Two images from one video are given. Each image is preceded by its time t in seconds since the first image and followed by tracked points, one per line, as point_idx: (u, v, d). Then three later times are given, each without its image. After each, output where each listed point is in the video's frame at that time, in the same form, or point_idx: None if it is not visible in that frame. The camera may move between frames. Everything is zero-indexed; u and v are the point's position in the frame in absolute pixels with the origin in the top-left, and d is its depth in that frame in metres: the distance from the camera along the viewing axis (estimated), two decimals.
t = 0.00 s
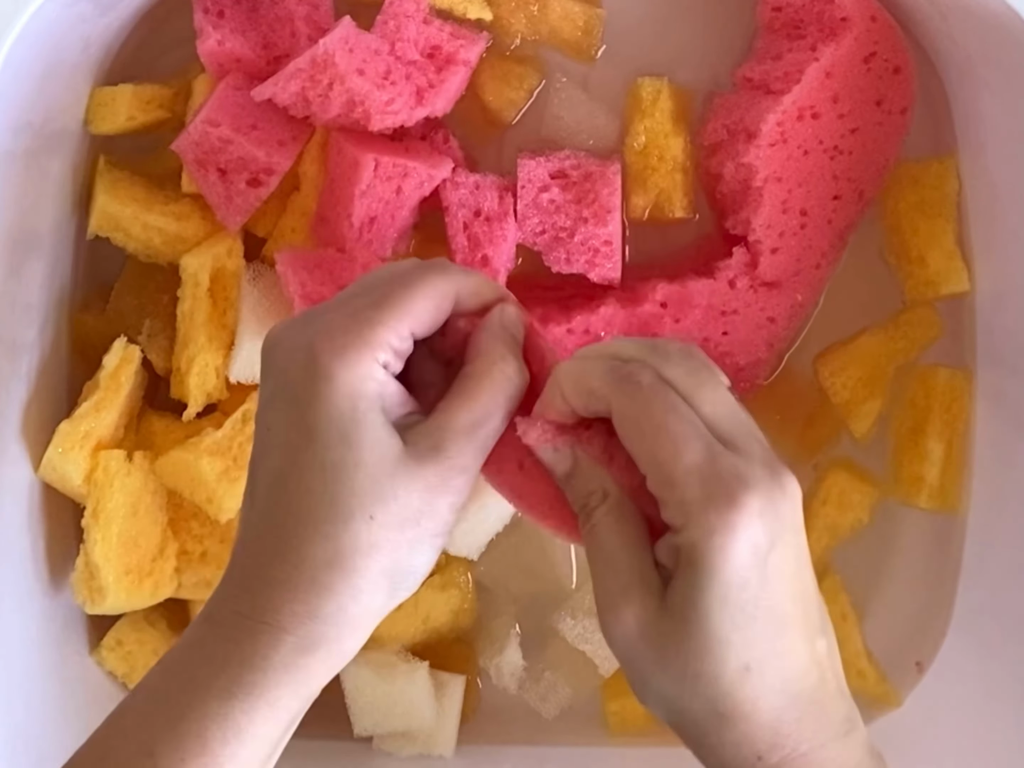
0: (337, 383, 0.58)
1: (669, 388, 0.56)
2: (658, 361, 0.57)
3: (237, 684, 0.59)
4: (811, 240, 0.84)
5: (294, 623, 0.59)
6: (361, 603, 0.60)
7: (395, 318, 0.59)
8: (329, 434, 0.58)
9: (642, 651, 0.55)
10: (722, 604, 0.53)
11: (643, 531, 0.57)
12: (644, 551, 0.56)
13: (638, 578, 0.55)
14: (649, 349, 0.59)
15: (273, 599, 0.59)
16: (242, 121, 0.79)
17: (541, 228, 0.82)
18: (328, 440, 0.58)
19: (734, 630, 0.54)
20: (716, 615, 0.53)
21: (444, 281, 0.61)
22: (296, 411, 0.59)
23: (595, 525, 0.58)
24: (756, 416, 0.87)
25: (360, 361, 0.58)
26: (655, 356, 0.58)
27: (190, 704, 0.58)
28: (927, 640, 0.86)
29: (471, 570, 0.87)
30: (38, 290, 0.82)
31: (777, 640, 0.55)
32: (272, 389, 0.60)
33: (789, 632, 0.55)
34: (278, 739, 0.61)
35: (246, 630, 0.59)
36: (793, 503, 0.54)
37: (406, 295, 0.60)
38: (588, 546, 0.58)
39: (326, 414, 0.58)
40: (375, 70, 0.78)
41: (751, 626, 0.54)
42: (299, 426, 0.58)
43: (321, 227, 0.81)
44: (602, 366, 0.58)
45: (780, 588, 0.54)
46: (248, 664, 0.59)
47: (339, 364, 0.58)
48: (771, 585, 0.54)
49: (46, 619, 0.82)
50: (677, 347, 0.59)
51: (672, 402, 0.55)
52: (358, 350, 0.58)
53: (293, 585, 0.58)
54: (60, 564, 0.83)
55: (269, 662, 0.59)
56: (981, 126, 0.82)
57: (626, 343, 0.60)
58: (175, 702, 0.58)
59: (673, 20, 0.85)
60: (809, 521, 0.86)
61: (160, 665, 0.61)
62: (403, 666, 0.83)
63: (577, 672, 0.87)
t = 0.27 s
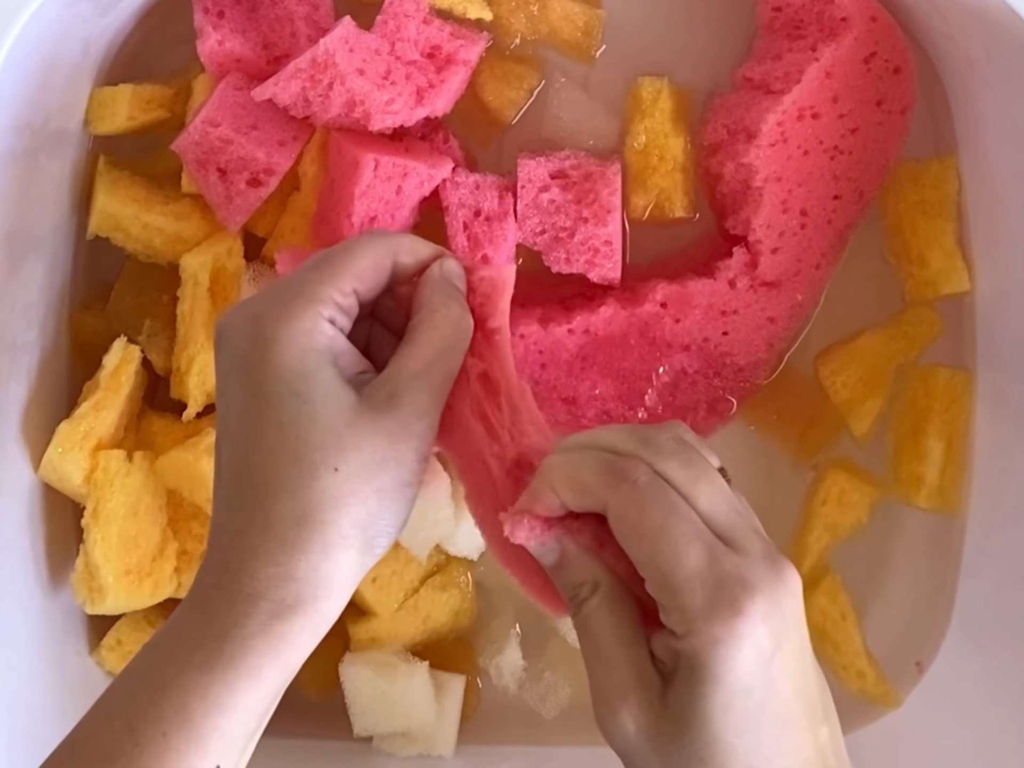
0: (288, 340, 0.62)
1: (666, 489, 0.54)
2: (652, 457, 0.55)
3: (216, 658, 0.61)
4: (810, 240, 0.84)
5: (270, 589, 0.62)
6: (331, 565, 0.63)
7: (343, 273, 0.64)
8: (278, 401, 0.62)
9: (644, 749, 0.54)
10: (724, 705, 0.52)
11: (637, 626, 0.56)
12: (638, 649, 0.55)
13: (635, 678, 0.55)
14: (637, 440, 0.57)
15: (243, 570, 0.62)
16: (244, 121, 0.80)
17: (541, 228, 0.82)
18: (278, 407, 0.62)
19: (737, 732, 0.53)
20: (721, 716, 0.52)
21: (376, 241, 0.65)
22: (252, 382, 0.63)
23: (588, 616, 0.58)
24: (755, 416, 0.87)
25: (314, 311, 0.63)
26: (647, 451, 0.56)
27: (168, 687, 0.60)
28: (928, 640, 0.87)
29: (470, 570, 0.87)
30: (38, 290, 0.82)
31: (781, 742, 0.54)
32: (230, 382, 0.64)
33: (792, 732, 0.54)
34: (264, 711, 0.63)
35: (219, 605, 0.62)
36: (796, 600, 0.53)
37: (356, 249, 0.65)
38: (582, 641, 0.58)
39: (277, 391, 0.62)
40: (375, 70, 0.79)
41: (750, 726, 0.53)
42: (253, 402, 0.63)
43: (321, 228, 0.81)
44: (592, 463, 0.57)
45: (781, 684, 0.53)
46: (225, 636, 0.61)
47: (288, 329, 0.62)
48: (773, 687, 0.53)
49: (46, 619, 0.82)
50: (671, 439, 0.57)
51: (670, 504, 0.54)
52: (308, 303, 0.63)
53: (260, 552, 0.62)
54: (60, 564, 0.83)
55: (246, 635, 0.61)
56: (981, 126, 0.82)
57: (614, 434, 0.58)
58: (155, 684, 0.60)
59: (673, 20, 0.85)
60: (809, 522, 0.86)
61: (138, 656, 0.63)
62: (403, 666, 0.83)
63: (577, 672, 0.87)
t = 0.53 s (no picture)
0: (149, 284, 0.60)
1: (821, 543, 0.64)
2: (811, 507, 0.65)
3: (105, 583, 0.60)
4: (811, 240, 0.84)
5: (149, 532, 0.61)
6: (195, 496, 0.62)
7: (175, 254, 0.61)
8: (149, 313, 0.60)
9: None
10: (871, 751, 0.61)
11: (761, 697, 0.64)
12: (762, 702, 0.64)
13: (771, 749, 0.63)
14: (774, 520, 0.64)
15: (105, 501, 0.60)
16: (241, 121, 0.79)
17: (541, 228, 0.82)
18: (152, 341, 0.60)
19: None
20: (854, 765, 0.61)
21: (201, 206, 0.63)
22: (115, 321, 0.60)
23: (719, 685, 0.65)
24: (754, 416, 0.87)
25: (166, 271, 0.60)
26: (787, 502, 0.66)
27: (53, 611, 0.59)
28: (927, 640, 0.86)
29: (471, 569, 0.87)
30: (38, 290, 0.82)
31: None
32: (83, 316, 0.62)
33: None
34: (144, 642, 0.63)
35: (84, 531, 0.60)
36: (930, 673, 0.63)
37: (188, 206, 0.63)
38: (706, 703, 0.65)
39: (144, 304, 0.60)
40: (375, 70, 0.79)
41: None
42: (125, 332, 0.60)
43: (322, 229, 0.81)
44: (750, 509, 0.65)
45: (914, 753, 0.62)
46: (101, 577, 0.60)
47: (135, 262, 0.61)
48: (914, 751, 0.62)
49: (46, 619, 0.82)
50: (815, 509, 0.65)
51: (830, 576, 0.63)
52: (155, 259, 0.61)
53: (126, 478, 0.60)
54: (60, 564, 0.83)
55: (117, 561, 0.60)
56: (981, 126, 0.82)
57: (755, 508, 0.65)
58: (36, 606, 0.60)
59: (673, 20, 0.85)
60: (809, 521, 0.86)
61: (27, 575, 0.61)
62: (404, 666, 0.83)
63: (578, 672, 0.87)
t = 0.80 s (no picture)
0: (347, 430, 0.55)
1: (831, 390, 0.62)
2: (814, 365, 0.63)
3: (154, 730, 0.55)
4: (811, 240, 0.84)
5: (229, 673, 0.55)
6: (299, 662, 0.57)
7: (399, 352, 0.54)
8: (293, 481, 0.55)
9: (807, 638, 0.64)
10: (891, 598, 0.63)
11: (774, 532, 0.64)
12: (780, 539, 0.64)
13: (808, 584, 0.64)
14: (784, 369, 0.62)
15: (184, 651, 0.55)
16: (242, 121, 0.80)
17: (541, 228, 0.82)
18: (323, 502, 0.55)
19: (891, 635, 0.64)
20: (882, 611, 0.63)
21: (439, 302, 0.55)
22: (254, 447, 0.56)
23: (731, 524, 0.63)
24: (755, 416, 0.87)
25: (361, 417, 0.55)
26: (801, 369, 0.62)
27: (113, 738, 0.55)
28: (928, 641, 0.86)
29: (471, 570, 0.87)
30: (37, 289, 0.82)
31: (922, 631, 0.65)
32: (217, 415, 0.58)
33: (928, 625, 0.66)
34: None
35: (146, 674, 0.55)
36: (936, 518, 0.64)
37: (388, 346, 0.54)
38: (717, 540, 0.64)
39: (286, 464, 0.55)
40: (375, 70, 0.79)
41: (904, 623, 0.64)
42: (255, 449, 0.56)
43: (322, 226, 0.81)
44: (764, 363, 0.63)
45: (927, 580, 0.65)
46: (164, 707, 0.55)
47: (303, 417, 0.55)
48: (926, 582, 0.64)
49: (46, 619, 0.82)
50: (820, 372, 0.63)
51: (858, 427, 0.61)
52: (359, 403, 0.55)
53: (221, 638, 0.55)
54: (60, 564, 0.83)
55: (170, 717, 0.55)
56: (981, 126, 0.82)
57: (768, 368, 0.62)
58: (80, 732, 0.56)
59: (673, 19, 0.85)
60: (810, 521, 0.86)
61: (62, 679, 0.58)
62: (403, 666, 0.83)
63: (578, 672, 0.87)
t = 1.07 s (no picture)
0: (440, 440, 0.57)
1: (790, 331, 0.62)
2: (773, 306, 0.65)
3: (209, 702, 0.56)
4: (811, 240, 0.84)
5: (294, 654, 0.56)
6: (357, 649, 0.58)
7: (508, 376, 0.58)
8: (382, 493, 0.56)
9: (757, 580, 0.59)
10: (840, 524, 0.58)
11: (725, 478, 0.61)
12: (734, 489, 0.61)
13: (752, 515, 0.60)
14: (751, 311, 0.64)
15: (250, 631, 0.56)
16: (269, 105, 0.77)
17: (541, 228, 0.82)
18: (396, 500, 0.56)
19: (842, 566, 0.59)
20: (830, 538, 0.58)
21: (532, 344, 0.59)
22: (349, 441, 0.58)
23: (678, 472, 0.61)
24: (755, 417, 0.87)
25: (457, 435, 0.57)
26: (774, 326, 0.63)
27: (167, 702, 0.57)
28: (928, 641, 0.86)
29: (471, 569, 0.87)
30: (37, 289, 0.82)
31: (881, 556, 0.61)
32: (313, 412, 0.60)
33: (889, 553, 0.61)
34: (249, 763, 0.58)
35: (207, 648, 0.57)
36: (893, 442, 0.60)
37: (496, 371, 0.58)
38: (667, 494, 0.62)
39: (378, 465, 0.56)
40: (375, 70, 0.78)
41: (858, 550, 0.59)
42: (354, 452, 0.57)
43: (322, 225, 0.82)
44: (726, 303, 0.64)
45: (878, 508, 0.60)
46: (225, 683, 0.56)
47: (399, 427, 0.57)
48: (880, 506, 0.60)
49: (46, 619, 0.82)
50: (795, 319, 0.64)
51: (802, 351, 0.61)
52: (454, 423, 0.57)
53: (290, 627, 0.56)
54: (60, 564, 0.83)
55: (244, 698, 0.56)
56: (981, 126, 0.82)
57: (733, 308, 0.64)
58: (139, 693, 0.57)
59: (674, 19, 0.85)
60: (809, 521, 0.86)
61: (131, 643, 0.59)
62: (404, 666, 0.83)
63: (578, 672, 0.87)
